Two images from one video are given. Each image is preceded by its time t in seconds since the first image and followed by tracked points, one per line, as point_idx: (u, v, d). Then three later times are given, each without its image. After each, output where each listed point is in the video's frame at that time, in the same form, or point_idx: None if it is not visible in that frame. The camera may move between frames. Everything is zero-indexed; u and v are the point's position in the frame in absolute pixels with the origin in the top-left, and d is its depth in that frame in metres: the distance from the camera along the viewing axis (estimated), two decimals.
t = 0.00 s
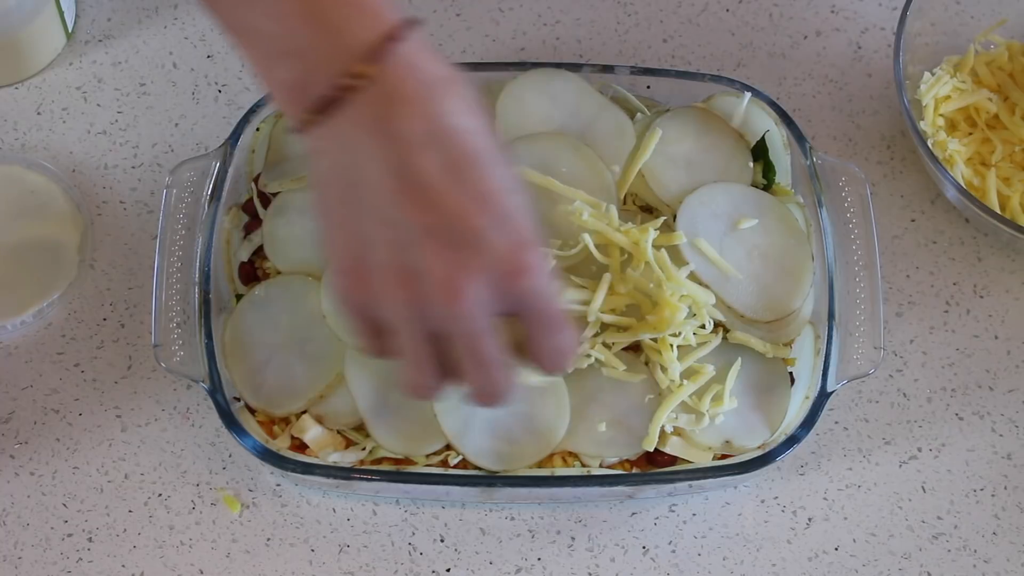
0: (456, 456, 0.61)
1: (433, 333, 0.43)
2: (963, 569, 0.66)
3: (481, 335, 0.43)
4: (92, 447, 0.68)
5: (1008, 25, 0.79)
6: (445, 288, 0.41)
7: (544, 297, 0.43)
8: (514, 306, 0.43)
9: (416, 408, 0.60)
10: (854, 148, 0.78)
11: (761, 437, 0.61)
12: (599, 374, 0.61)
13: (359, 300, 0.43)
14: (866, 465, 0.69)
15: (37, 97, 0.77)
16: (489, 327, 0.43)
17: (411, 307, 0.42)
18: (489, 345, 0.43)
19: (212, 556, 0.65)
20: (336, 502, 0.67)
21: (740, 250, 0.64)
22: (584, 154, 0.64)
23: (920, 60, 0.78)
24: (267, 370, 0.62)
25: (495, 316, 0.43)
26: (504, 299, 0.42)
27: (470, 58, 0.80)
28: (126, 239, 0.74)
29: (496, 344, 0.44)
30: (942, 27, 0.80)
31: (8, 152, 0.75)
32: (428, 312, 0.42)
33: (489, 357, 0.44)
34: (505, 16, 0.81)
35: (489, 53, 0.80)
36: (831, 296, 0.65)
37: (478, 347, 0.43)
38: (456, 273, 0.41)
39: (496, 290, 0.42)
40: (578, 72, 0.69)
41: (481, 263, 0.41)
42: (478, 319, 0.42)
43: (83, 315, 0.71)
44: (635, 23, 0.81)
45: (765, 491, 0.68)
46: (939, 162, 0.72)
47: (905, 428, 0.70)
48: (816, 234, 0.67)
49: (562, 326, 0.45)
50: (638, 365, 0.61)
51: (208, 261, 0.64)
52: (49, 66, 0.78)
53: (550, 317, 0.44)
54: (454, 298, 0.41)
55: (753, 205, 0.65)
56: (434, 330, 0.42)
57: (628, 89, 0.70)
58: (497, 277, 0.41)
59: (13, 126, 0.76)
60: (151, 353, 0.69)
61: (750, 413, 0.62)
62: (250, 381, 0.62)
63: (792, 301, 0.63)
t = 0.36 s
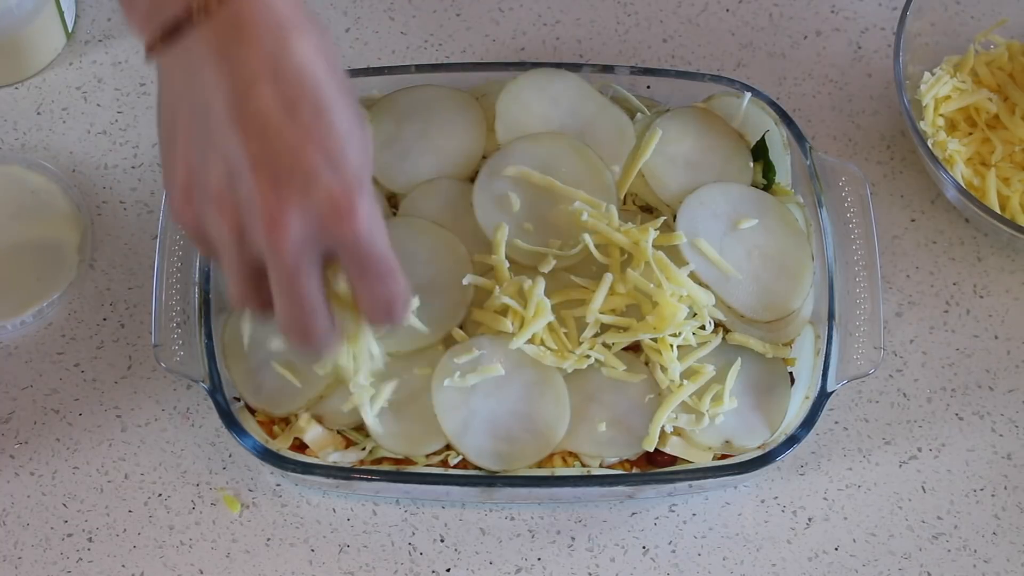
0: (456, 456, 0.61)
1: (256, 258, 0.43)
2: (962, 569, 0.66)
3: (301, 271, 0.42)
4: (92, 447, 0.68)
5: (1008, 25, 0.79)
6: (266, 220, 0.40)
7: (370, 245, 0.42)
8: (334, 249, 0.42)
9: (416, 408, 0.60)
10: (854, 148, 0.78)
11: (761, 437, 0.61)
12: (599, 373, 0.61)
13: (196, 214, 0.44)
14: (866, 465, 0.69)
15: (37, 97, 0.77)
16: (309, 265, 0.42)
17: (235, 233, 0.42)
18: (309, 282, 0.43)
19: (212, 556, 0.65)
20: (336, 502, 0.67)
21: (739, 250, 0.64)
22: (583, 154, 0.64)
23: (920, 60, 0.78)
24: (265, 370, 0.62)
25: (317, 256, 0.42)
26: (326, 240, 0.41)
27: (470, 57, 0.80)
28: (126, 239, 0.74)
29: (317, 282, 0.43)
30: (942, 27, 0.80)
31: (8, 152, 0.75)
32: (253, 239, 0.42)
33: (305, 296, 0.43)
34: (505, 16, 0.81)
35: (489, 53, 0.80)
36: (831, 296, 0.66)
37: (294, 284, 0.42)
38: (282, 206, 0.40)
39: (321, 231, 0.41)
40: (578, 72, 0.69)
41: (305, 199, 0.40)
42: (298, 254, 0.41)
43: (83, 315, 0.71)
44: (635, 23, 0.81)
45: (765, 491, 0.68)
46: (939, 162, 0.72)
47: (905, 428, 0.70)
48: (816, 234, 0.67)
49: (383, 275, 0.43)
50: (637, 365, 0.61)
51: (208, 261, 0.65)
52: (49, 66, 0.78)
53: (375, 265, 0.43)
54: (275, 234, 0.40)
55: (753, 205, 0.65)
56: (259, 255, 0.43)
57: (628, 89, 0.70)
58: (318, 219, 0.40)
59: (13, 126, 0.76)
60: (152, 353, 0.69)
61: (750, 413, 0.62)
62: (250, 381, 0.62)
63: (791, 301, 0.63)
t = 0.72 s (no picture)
0: (457, 456, 0.61)
1: (368, 77, 0.50)
2: (962, 568, 0.66)
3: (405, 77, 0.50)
4: (92, 447, 0.68)
5: (1008, 25, 0.79)
6: (374, 24, 0.49)
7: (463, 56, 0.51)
8: (432, 59, 0.50)
9: (416, 408, 0.60)
10: (854, 148, 0.78)
11: (761, 437, 0.61)
12: (599, 373, 0.61)
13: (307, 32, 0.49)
14: (866, 465, 0.69)
15: (37, 97, 0.77)
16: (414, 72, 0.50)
17: (344, 45, 0.49)
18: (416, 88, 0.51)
19: (213, 556, 0.65)
20: (336, 502, 0.67)
21: (739, 250, 0.64)
22: (584, 154, 0.64)
23: (920, 59, 0.78)
24: (265, 371, 0.62)
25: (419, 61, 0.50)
26: (430, 47, 0.50)
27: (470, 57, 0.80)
28: (126, 239, 0.74)
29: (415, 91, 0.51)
30: (942, 27, 0.80)
31: (8, 152, 0.75)
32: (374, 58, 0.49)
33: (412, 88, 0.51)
34: (505, 16, 0.81)
35: (489, 53, 0.80)
36: (831, 296, 0.66)
37: (403, 83, 0.50)
38: (389, 17, 0.49)
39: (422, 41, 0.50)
40: (578, 72, 0.69)
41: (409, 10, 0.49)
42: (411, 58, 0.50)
43: (83, 315, 0.71)
44: (635, 23, 0.81)
45: (765, 491, 0.68)
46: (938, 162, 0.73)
47: (905, 428, 0.70)
48: (816, 234, 0.67)
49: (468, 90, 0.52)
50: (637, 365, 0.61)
51: (208, 261, 0.64)
52: (49, 66, 0.78)
53: (467, 82, 0.53)
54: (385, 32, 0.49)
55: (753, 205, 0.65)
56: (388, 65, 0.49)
57: (628, 89, 0.70)
58: (421, 24, 0.49)
59: (13, 126, 0.76)
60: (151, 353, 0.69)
61: (750, 413, 0.62)
62: (249, 381, 0.62)
63: (791, 301, 0.63)
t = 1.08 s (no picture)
0: (456, 456, 0.61)
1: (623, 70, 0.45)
2: (962, 568, 0.66)
3: (661, 73, 0.44)
4: (92, 447, 0.68)
5: (1009, 25, 0.79)
6: (623, 21, 0.43)
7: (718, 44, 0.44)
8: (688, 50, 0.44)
9: (416, 408, 0.60)
10: (854, 148, 0.78)
11: (761, 437, 0.62)
12: (599, 373, 0.61)
13: (541, 52, 0.48)
14: (866, 465, 0.69)
15: (37, 97, 0.77)
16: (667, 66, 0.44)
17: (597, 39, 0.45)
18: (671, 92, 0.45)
19: (212, 556, 0.65)
20: (336, 502, 0.67)
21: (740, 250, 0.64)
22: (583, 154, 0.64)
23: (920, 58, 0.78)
24: (266, 371, 0.62)
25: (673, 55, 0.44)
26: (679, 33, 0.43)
27: (471, 58, 0.80)
28: (126, 239, 0.74)
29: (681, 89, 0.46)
30: (942, 27, 0.80)
31: (8, 152, 0.75)
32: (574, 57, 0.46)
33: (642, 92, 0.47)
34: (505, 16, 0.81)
35: (489, 53, 0.80)
36: (831, 296, 0.66)
37: (654, 84, 0.44)
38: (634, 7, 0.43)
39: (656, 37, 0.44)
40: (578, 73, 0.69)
41: None
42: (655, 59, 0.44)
43: (83, 315, 0.71)
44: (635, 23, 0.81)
45: (765, 491, 0.68)
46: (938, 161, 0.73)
47: (905, 428, 0.70)
48: (815, 234, 0.67)
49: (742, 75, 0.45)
50: (637, 365, 0.61)
51: (207, 261, 0.65)
52: (49, 66, 0.78)
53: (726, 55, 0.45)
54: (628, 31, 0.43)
55: (753, 205, 0.65)
56: (609, 69, 0.46)
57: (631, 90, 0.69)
58: (674, 17, 0.43)
59: (13, 126, 0.76)
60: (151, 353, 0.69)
61: (750, 413, 0.62)
62: (250, 382, 0.62)
63: (792, 301, 0.63)
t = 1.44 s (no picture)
0: (456, 456, 0.61)
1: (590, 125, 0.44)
2: (962, 568, 0.66)
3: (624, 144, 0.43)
4: (92, 447, 0.68)
5: (1009, 25, 0.79)
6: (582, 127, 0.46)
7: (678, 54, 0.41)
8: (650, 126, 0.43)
9: (416, 408, 0.60)
10: (854, 148, 0.78)
11: (761, 437, 0.62)
12: (599, 373, 0.61)
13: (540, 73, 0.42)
14: (866, 465, 0.69)
15: (37, 97, 0.77)
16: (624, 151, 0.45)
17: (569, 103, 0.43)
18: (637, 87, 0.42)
19: (212, 556, 0.65)
20: (336, 502, 0.67)
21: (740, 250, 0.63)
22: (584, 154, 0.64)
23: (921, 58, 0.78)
24: (266, 371, 0.62)
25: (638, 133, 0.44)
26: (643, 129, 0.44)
27: (470, 58, 0.80)
28: (126, 239, 0.74)
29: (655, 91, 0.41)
30: (942, 27, 0.80)
31: (8, 152, 0.75)
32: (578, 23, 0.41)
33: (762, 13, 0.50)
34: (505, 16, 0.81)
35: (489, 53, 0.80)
36: (831, 296, 0.66)
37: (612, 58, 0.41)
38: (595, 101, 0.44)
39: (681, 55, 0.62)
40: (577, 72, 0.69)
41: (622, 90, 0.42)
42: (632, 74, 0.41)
43: (83, 315, 0.71)
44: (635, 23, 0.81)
45: (765, 491, 0.68)
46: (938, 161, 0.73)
47: (905, 428, 0.70)
48: (815, 234, 0.67)
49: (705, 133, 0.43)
50: (637, 365, 0.61)
51: (207, 262, 0.65)
52: (49, 66, 0.78)
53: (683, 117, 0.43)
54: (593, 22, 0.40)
55: (753, 205, 0.65)
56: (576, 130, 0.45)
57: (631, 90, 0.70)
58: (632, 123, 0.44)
59: (13, 126, 0.76)
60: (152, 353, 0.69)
61: (750, 413, 0.62)
62: (249, 381, 0.62)
63: (792, 301, 0.63)
